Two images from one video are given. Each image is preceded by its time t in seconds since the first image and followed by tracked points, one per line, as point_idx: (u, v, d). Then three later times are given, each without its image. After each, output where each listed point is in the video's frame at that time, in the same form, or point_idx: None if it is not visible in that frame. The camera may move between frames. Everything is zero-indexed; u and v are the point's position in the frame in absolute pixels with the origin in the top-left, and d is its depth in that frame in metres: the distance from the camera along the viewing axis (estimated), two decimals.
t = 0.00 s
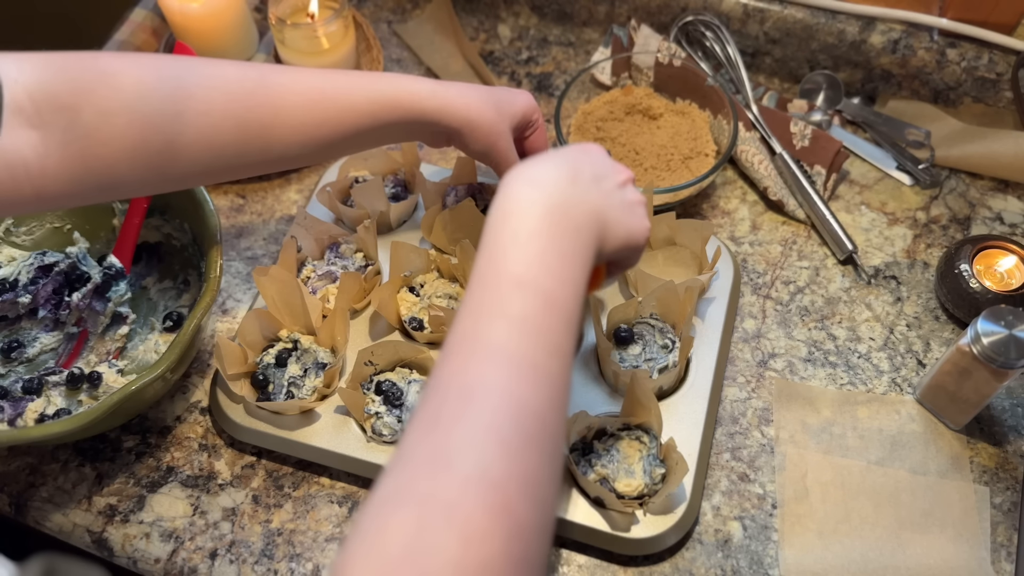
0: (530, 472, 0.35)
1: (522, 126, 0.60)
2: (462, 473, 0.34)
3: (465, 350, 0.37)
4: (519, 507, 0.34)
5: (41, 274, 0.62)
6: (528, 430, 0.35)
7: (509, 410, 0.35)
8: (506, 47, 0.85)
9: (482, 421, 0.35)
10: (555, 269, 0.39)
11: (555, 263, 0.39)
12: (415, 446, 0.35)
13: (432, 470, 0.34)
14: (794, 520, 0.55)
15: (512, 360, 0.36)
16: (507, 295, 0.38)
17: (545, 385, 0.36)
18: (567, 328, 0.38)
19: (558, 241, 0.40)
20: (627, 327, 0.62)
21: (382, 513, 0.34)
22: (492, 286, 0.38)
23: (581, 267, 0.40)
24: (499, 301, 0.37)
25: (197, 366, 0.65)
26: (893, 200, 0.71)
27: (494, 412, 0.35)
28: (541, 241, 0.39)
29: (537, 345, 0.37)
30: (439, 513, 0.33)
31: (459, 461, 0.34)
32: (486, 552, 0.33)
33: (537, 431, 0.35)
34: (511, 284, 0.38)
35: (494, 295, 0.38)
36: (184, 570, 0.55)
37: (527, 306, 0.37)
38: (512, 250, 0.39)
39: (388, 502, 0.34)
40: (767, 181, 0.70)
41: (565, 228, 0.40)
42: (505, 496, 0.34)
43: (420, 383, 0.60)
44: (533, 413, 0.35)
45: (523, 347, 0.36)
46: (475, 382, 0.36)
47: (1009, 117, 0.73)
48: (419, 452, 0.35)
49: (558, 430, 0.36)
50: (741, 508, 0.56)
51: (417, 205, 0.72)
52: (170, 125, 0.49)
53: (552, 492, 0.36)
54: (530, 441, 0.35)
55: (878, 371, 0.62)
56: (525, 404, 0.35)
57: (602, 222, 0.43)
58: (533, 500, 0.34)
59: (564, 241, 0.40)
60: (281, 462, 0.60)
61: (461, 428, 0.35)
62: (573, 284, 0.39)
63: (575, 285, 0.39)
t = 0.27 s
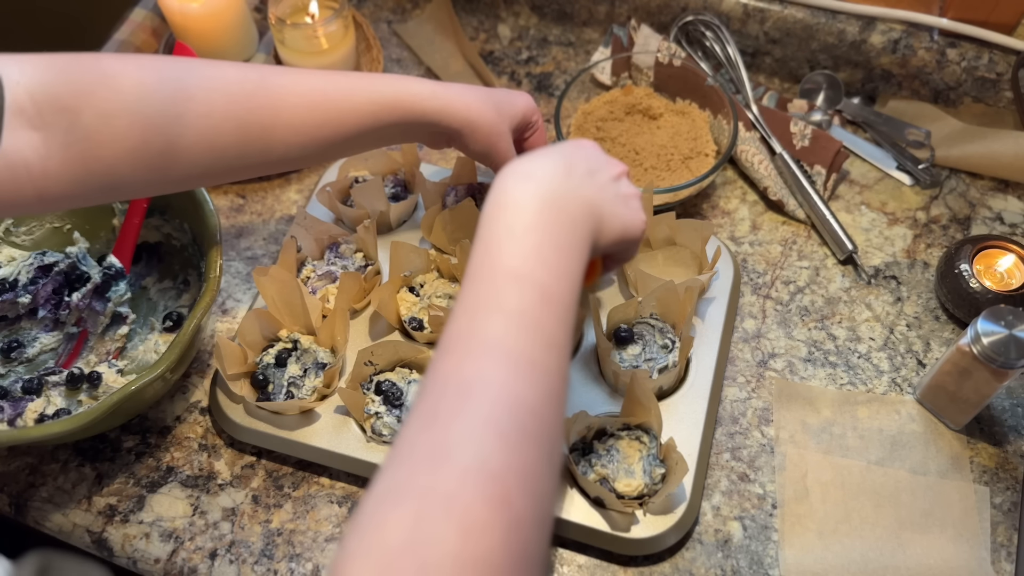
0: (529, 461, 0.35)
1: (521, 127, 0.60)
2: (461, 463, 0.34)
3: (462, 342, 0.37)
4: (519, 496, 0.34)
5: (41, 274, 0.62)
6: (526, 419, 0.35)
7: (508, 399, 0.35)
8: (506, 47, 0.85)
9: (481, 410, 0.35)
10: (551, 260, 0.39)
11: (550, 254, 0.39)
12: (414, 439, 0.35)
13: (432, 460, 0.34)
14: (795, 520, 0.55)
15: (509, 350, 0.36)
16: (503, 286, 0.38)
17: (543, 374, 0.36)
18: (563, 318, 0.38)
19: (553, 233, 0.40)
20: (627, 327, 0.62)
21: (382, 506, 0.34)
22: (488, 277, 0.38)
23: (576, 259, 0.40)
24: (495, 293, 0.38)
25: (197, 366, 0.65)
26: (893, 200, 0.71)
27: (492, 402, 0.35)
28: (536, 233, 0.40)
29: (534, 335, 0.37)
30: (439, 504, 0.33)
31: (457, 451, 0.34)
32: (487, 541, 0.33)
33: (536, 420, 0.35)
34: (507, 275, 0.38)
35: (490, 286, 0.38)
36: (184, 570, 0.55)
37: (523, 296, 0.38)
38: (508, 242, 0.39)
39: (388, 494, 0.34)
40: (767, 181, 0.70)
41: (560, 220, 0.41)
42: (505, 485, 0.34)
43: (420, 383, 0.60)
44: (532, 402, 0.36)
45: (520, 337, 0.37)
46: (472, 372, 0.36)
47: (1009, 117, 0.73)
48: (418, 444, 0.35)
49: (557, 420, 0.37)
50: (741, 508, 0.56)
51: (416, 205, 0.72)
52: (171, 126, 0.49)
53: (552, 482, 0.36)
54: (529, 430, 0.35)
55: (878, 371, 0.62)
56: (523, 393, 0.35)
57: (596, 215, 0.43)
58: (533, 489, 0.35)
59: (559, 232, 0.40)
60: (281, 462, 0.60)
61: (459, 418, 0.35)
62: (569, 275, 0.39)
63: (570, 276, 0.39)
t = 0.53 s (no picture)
0: (529, 452, 0.35)
1: (519, 127, 0.61)
2: (461, 453, 0.34)
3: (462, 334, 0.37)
4: (519, 485, 0.34)
5: (41, 274, 0.62)
6: (526, 410, 0.35)
7: (508, 389, 0.35)
8: (506, 47, 0.85)
9: (481, 401, 0.35)
10: (550, 251, 0.39)
11: (549, 245, 0.39)
12: (413, 430, 0.35)
13: (432, 451, 0.34)
14: (795, 520, 0.55)
15: (509, 341, 0.36)
16: (502, 277, 0.38)
17: (543, 365, 0.36)
18: (563, 309, 0.38)
19: (553, 225, 0.40)
20: (626, 327, 0.62)
21: (381, 498, 0.34)
22: (487, 269, 0.38)
23: (576, 251, 0.40)
24: (495, 284, 0.38)
25: (197, 366, 0.65)
26: (893, 200, 0.71)
27: (492, 392, 0.35)
28: (535, 225, 0.40)
29: (533, 326, 0.37)
30: (439, 495, 0.33)
31: (457, 441, 0.34)
32: (486, 531, 0.33)
33: (535, 410, 0.35)
34: (507, 266, 0.38)
35: (490, 276, 0.38)
36: (184, 570, 0.55)
37: (523, 287, 0.38)
38: (507, 234, 0.39)
39: (388, 486, 0.34)
40: (767, 181, 0.70)
41: (559, 213, 0.41)
42: (505, 476, 0.34)
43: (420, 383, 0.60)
44: (531, 393, 0.36)
45: (520, 329, 0.37)
46: (472, 363, 0.36)
47: (1009, 117, 0.73)
48: (418, 435, 0.35)
49: (557, 411, 0.37)
50: (741, 508, 0.56)
51: (416, 205, 0.72)
52: (170, 128, 0.49)
53: (553, 473, 0.36)
54: (529, 420, 0.35)
55: (878, 371, 0.62)
56: (523, 384, 0.36)
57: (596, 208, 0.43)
58: (533, 480, 0.35)
59: (558, 224, 0.40)
60: (281, 462, 0.60)
61: (459, 409, 0.35)
62: (569, 267, 0.40)
63: (570, 268, 0.40)
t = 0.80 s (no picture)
0: (528, 449, 0.35)
1: (517, 128, 0.61)
2: (460, 450, 0.34)
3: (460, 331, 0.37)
4: (518, 482, 0.34)
5: (41, 274, 0.62)
6: (525, 406, 0.35)
7: (507, 386, 0.35)
8: (506, 47, 0.85)
9: (479, 398, 0.35)
10: (549, 249, 0.39)
11: (547, 243, 0.40)
12: (412, 428, 0.35)
13: (430, 448, 0.34)
14: (795, 520, 0.55)
15: (506, 339, 0.36)
16: (501, 274, 0.38)
17: (542, 361, 0.36)
18: (562, 306, 0.38)
19: (551, 223, 0.40)
20: (626, 327, 0.62)
21: (380, 495, 0.34)
22: (486, 267, 0.38)
23: (574, 249, 0.41)
24: (493, 282, 0.38)
25: (197, 366, 0.65)
26: (893, 200, 0.71)
27: (491, 389, 0.35)
28: (534, 222, 0.40)
29: (532, 323, 0.37)
30: (438, 492, 0.33)
31: (456, 437, 0.34)
32: (485, 528, 0.33)
33: (534, 406, 0.36)
34: (505, 263, 0.38)
35: (489, 273, 0.38)
36: (184, 570, 0.55)
37: (521, 285, 0.38)
38: (505, 232, 0.39)
39: (387, 484, 0.34)
40: (767, 181, 0.70)
41: (557, 211, 0.41)
42: (504, 472, 0.34)
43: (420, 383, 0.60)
44: (530, 390, 0.36)
45: (518, 326, 0.37)
46: (471, 360, 0.36)
47: (1009, 117, 0.73)
48: (417, 432, 0.35)
49: (556, 408, 0.37)
50: (741, 508, 0.56)
51: (417, 205, 0.72)
52: (168, 128, 0.49)
53: (551, 470, 0.36)
54: (527, 417, 0.35)
55: (878, 371, 0.62)
56: (522, 380, 0.36)
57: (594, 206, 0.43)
58: (531, 475, 0.35)
59: (556, 222, 0.41)
60: (281, 462, 0.60)
61: (458, 405, 0.35)
62: (568, 265, 0.40)
63: (569, 265, 0.40)
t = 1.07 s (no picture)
0: (528, 449, 0.35)
1: (517, 129, 0.61)
2: (460, 450, 0.34)
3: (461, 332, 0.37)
4: (518, 481, 0.34)
5: (41, 274, 0.62)
6: (525, 407, 0.35)
7: (506, 386, 0.35)
8: (506, 47, 0.85)
9: (479, 398, 0.35)
10: (548, 250, 0.39)
11: (548, 244, 0.40)
12: (413, 428, 0.35)
13: (431, 448, 0.34)
14: (795, 520, 0.55)
15: (506, 339, 0.36)
16: (501, 275, 0.38)
17: (542, 362, 0.36)
18: (562, 307, 0.39)
19: (551, 223, 0.40)
20: (626, 327, 0.62)
21: (380, 496, 0.34)
22: (486, 268, 0.38)
23: (574, 249, 0.41)
24: (493, 283, 0.38)
25: (197, 366, 0.65)
26: (894, 200, 0.71)
27: (490, 390, 0.35)
28: (534, 224, 0.40)
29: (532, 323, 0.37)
30: (438, 492, 0.33)
31: (456, 437, 0.34)
32: (486, 528, 0.33)
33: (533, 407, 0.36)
34: (505, 264, 0.38)
35: (489, 274, 0.38)
36: (184, 570, 0.55)
37: (521, 286, 0.38)
38: (505, 234, 0.40)
39: (388, 485, 0.34)
40: (767, 181, 0.70)
41: (557, 212, 0.41)
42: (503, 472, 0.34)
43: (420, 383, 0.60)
44: (530, 390, 0.36)
45: (518, 327, 0.37)
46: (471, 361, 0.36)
47: (1009, 117, 0.73)
48: (418, 432, 0.35)
49: (556, 409, 0.37)
50: (741, 508, 0.56)
51: (417, 205, 0.72)
52: (169, 129, 0.49)
53: (551, 470, 0.36)
54: (526, 417, 0.35)
55: (878, 371, 0.62)
56: (522, 380, 0.36)
57: (593, 207, 0.43)
58: (532, 476, 0.35)
59: (556, 223, 0.41)
60: (281, 461, 0.60)
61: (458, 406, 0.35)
62: (567, 266, 0.40)
63: (568, 266, 0.40)
